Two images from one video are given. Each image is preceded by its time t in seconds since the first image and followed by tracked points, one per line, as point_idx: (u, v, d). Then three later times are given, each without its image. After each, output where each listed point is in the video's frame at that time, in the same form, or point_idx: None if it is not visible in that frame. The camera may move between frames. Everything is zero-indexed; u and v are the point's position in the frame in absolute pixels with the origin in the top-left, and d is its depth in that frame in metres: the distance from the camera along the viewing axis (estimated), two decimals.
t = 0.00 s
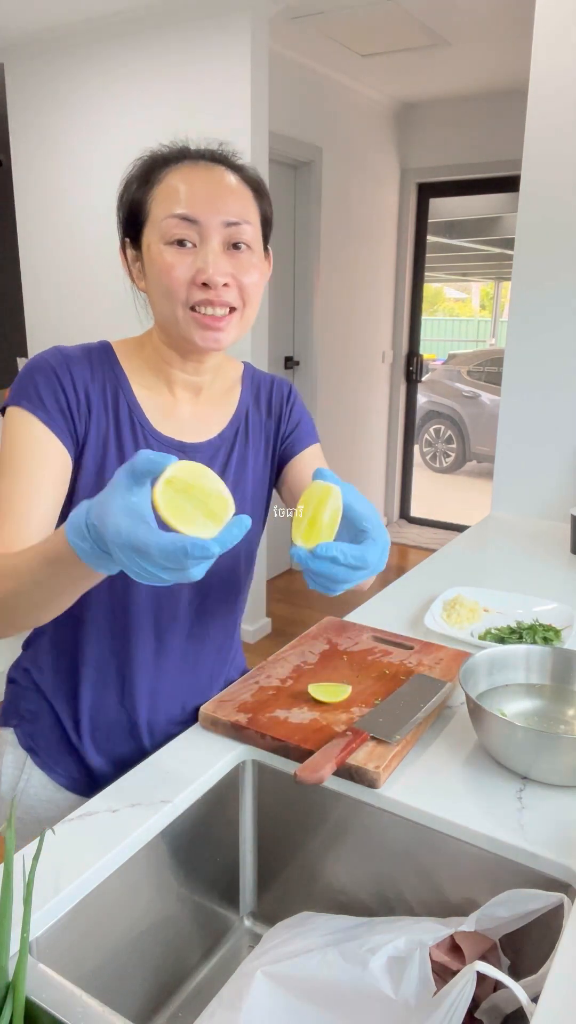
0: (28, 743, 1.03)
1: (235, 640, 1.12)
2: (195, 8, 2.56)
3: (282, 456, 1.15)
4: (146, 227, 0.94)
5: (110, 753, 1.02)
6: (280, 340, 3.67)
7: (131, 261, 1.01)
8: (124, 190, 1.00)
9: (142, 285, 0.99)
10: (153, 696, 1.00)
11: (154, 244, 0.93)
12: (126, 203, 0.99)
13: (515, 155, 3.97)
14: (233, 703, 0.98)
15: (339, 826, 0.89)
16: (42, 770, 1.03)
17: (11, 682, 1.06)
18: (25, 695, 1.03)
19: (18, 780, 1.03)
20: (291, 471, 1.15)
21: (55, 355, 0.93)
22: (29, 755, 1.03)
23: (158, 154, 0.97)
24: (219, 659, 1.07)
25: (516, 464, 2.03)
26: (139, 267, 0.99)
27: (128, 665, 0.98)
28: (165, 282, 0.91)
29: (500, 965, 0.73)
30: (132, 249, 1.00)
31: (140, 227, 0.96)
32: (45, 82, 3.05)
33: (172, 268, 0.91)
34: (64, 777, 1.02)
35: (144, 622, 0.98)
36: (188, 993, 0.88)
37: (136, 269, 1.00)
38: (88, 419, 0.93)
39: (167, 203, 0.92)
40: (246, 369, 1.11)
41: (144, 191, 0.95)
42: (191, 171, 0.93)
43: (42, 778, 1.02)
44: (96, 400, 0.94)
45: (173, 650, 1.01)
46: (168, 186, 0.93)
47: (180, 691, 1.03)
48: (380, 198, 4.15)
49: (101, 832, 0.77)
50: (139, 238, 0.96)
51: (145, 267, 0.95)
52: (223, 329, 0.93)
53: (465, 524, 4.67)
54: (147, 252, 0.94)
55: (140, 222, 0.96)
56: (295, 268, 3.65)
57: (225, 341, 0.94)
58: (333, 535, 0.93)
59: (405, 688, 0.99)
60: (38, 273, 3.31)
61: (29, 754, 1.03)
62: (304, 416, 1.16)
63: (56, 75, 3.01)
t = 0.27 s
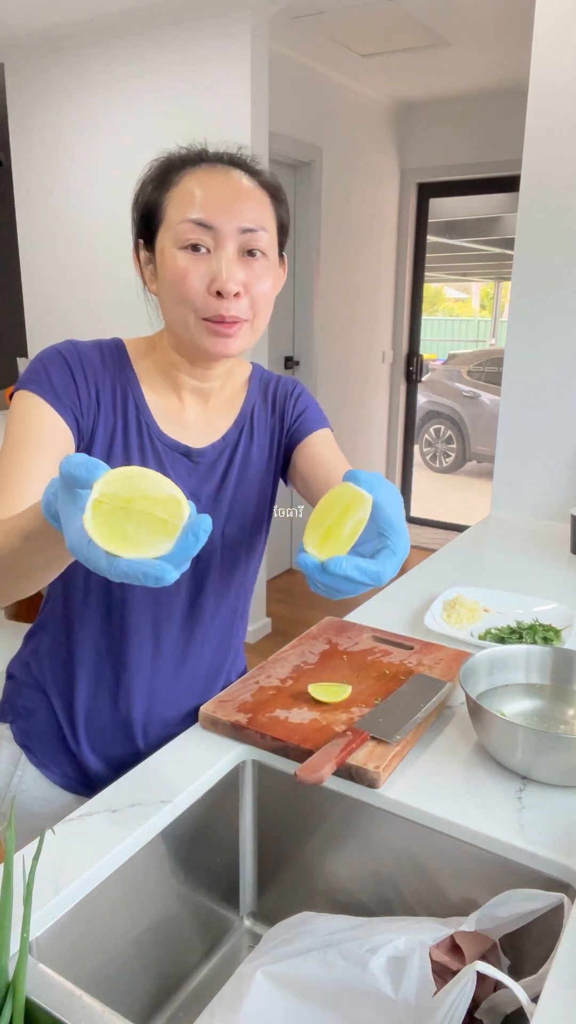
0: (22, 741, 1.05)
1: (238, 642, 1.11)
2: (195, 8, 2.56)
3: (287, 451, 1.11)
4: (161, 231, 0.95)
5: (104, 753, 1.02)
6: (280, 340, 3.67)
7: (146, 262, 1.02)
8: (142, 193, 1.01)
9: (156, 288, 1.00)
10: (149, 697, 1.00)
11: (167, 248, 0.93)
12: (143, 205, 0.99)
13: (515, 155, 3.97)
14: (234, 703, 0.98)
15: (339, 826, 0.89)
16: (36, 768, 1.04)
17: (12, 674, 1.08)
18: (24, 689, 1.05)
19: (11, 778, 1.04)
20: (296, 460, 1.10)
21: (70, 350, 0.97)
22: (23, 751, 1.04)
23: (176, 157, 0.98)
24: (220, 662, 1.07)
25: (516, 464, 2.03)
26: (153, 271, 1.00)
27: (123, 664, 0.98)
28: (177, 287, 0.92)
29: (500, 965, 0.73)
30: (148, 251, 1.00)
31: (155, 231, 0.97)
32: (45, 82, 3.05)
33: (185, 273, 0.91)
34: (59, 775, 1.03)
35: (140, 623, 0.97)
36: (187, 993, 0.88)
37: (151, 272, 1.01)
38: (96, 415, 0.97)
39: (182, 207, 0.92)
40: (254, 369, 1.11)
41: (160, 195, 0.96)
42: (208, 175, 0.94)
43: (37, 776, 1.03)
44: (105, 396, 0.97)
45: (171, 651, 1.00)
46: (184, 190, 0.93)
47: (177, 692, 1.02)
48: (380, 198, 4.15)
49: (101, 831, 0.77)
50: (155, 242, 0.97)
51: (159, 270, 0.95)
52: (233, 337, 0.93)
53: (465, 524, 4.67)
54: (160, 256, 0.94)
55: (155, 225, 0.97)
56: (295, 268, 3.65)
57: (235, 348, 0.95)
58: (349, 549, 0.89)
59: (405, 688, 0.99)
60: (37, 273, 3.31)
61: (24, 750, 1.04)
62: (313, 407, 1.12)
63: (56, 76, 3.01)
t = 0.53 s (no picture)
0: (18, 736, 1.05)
1: (238, 646, 1.12)
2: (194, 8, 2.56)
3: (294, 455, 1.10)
4: (172, 233, 0.95)
5: (97, 754, 1.02)
6: (280, 340, 3.67)
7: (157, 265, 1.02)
8: (155, 195, 1.02)
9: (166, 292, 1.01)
10: (144, 700, 1.00)
11: (178, 251, 0.93)
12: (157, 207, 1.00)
13: (515, 155, 3.97)
14: (234, 704, 0.98)
15: (339, 826, 0.89)
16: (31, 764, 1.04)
17: (11, 668, 1.09)
18: (21, 684, 1.05)
19: (7, 772, 1.05)
20: (303, 462, 1.09)
21: (81, 350, 0.98)
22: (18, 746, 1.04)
23: (189, 160, 0.99)
24: (217, 666, 1.07)
25: (516, 464, 2.03)
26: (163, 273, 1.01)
27: (119, 667, 0.98)
28: (185, 290, 0.92)
29: (500, 964, 0.73)
30: (160, 254, 1.01)
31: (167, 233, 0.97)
32: (46, 81, 3.05)
33: (194, 276, 0.91)
34: (52, 771, 1.03)
35: (138, 627, 0.97)
36: (187, 993, 0.88)
37: (161, 275, 1.02)
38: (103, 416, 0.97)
39: (194, 210, 0.93)
40: (265, 375, 1.11)
41: (173, 198, 0.97)
42: (221, 179, 0.94)
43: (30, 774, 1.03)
44: (113, 398, 0.98)
45: (169, 656, 1.00)
46: (196, 193, 0.94)
47: (174, 696, 1.02)
48: (380, 198, 4.15)
49: (101, 831, 0.77)
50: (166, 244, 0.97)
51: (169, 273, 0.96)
52: (241, 342, 0.93)
53: (465, 524, 4.67)
54: (171, 258, 0.95)
55: (167, 228, 0.97)
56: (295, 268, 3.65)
57: (244, 354, 0.94)
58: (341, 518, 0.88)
59: (405, 688, 0.99)
60: (37, 272, 3.31)
61: (18, 745, 1.05)
62: (323, 412, 1.12)
63: (56, 76, 3.01)
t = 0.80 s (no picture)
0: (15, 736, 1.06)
1: (237, 650, 1.12)
2: (194, 8, 2.56)
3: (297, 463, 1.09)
4: (181, 236, 0.96)
5: (94, 756, 1.03)
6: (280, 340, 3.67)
7: (165, 268, 1.02)
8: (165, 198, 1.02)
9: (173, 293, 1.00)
10: (142, 705, 1.00)
11: (186, 252, 0.93)
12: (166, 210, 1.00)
13: (515, 155, 3.97)
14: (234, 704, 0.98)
15: (339, 826, 0.88)
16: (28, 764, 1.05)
17: (8, 667, 1.09)
18: (18, 685, 1.06)
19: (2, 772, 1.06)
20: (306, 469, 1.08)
21: (86, 349, 0.98)
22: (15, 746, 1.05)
23: (200, 164, 0.99)
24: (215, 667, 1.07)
25: (516, 464, 2.03)
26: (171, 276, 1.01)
27: (118, 672, 0.99)
28: (192, 291, 0.92)
29: (500, 964, 0.73)
30: (168, 257, 1.01)
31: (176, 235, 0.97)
32: (46, 81, 3.05)
33: (201, 277, 0.91)
34: (48, 772, 1.04)
35: (137, 633, 0.97)
36: (187, 993, 0.88)
37: (169, 277, 1.02)
38: (106, 416, 0.98)
39: (204, 212, 0.93)
40: (271, 380, 1.11)
41: (184, 201, 0.97)
42: (232, 182, 0.95)
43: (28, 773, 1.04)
44: (117, 398, 0.98)
45: (169, 661, 1.00)
46: (207, 196, 0.94)
47: (172, 700, 1.02)
48: (380, 198, 4.16)
49: (102, 831, 0.77)
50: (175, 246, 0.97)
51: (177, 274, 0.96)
52: (248, 345, 0.93)
53: (465, 524, 4.67)
54: (179, 259, 0.95)
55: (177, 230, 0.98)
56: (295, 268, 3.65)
57: (252, 358, 0.94)
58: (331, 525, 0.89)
59: (405, 688, 0.99)
60: (37, 273, 3.32)
61: (16, 745, 1.05)
62: (328, 418, 1.10)
63: (56, 75, 3.01)
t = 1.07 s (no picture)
0: (14, 738, 1.06)
1: (237, 652, 1.12)
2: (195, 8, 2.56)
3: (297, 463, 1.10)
4: (183, 235, 0.96)
5: (94, 757, 1.03)
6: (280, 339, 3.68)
7: (166, 268, 1.03)
8: (166, 199, 1.02)
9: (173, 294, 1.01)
10: (141, 707, 1.00)
11: (187, 252, 0.93)
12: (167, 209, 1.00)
13: (515, 155, 3.97)
14: (235, 704, 0.98)
15: (339, 826, 0.88)
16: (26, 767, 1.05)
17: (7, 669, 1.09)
18: (17, 687, 1.06)
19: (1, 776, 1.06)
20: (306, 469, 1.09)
21: (86, 349, 0.98)
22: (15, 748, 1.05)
23: (201, 164, 0.99)
24: (216, 669, 1.07)
25: (517, 463, 2.03)
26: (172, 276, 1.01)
27: (119, 674, 0.99)
28: (193, 292, 0.91)
29: (500, 964, 0.73)
30: (169, 257, 1.01)
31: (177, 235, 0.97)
32: (46, 81, 3.05)
33: (203, 278, 0.91)
34: (47, 775, 1.04)
35: (136, 635, 0.98)
36: (187, 993, 0.88)
37: (170, 278, 1.02)
38: (106, 417, 0.97)
39: (206, 213, 0.93)
40: (271, 381, 1.10)
41: (185, 201, 0.97)
42: (234, 182, 0.95)
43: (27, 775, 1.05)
44: (117, 398, 0.98)
45: (168, 663, 1.00)
46: (208, 197, 0.94)
47: (173, 701, 1.02)
48: (380, 198, 4.16)
49: (102, 831, 0.77)
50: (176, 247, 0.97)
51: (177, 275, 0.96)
52: (249, 346, 0.92)
53: (464, 524, 4.67)
54: (180, 259, 0.95)
55: (178, 230, 0.98)
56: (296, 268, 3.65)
57: (253, 358, 0.94)
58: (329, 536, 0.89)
59: (405, 687, 0.99)
60: (36, 271, 3.32)
61: (15, 747, 1.05)
62: (327, 418, 1.11)
63: (56, 75, 3.01)
